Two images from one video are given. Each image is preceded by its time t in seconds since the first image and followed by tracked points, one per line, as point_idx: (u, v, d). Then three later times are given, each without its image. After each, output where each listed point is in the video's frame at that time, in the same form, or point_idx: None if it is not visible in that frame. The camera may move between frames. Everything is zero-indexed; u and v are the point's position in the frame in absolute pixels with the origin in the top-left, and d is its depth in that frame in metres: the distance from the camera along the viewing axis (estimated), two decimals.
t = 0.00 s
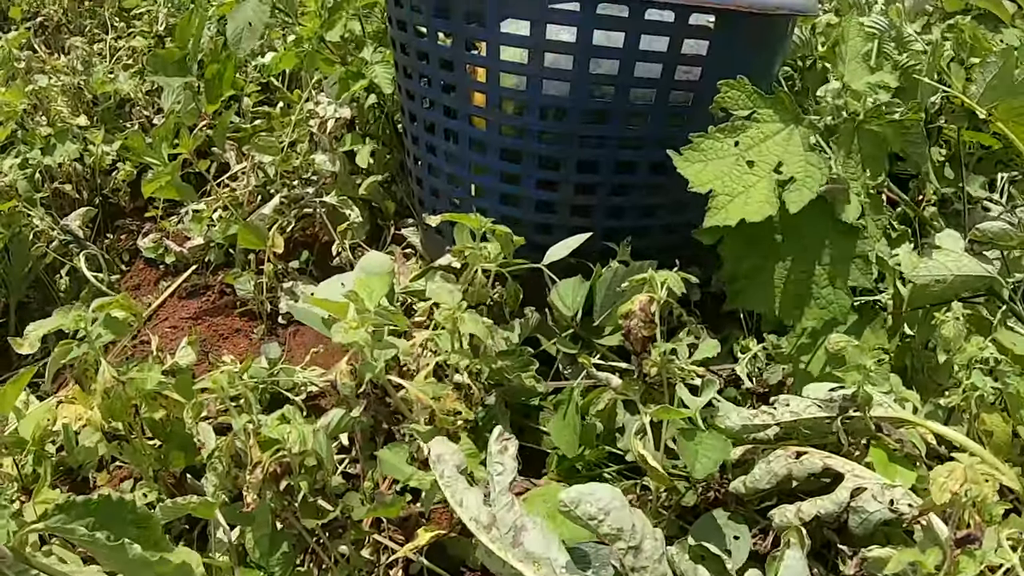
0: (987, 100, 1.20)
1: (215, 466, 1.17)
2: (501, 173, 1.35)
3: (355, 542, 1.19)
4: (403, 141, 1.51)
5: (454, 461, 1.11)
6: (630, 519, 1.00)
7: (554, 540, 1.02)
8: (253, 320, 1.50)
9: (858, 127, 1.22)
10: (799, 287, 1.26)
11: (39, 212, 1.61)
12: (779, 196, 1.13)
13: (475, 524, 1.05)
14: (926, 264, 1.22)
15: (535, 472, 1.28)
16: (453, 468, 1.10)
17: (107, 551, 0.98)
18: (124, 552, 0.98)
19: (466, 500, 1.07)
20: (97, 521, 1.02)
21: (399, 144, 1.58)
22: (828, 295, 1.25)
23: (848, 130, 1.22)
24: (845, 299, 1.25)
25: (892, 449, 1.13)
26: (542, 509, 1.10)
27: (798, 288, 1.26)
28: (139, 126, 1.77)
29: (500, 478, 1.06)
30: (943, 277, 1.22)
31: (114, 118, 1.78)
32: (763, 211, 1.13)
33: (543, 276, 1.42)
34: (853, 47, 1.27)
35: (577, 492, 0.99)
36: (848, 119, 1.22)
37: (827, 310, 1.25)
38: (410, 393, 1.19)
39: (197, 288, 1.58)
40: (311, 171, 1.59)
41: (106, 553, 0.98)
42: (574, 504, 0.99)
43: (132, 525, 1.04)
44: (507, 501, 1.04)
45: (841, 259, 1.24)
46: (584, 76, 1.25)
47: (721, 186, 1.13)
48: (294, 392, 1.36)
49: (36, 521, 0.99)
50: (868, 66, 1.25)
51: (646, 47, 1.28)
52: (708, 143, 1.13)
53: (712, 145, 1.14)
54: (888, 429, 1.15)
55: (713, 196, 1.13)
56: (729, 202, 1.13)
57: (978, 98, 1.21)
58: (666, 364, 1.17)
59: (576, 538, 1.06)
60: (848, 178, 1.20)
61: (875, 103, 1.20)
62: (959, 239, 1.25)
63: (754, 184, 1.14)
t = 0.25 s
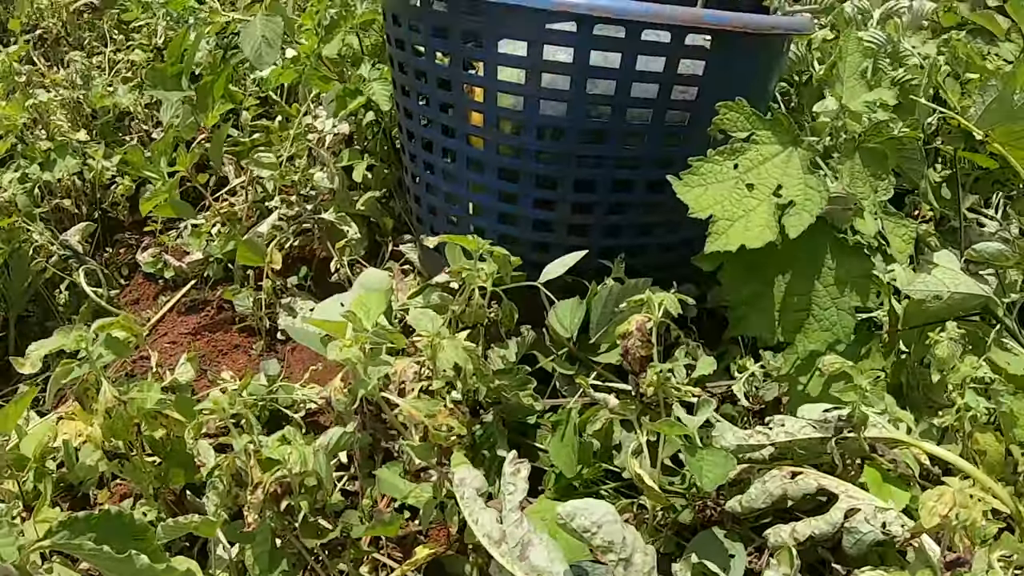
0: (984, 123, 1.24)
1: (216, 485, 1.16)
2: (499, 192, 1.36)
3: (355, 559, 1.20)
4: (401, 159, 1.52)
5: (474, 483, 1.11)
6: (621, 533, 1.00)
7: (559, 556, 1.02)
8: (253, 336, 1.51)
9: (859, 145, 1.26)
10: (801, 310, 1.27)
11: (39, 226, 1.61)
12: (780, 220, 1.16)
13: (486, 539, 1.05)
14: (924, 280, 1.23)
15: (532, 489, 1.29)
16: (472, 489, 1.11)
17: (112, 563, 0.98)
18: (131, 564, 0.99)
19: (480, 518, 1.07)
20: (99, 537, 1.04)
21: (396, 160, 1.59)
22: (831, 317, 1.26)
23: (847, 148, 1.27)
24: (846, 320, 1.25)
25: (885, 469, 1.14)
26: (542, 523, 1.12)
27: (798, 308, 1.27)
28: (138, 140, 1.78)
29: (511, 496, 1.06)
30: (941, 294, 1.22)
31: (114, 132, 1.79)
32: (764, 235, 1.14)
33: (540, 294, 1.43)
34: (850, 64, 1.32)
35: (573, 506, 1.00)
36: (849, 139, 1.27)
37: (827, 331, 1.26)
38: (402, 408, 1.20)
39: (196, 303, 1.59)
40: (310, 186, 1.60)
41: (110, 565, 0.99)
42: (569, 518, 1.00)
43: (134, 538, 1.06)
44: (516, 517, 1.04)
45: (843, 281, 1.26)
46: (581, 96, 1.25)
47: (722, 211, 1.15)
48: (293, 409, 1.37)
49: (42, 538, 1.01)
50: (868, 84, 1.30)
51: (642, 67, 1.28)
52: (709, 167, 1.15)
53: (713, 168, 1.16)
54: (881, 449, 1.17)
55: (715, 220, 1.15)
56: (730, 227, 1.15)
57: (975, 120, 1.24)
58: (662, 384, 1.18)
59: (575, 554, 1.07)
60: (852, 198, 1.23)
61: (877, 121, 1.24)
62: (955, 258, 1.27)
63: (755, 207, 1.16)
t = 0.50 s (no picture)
0: (975, 149, 1.25)
1: (217, 508, 1.17)
2: (496, 214, 1.36)
3: None
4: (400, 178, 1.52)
5: (444, 525, 1.13)
6: None
7: None
8: (251, 354, 1.51)
9: (848, 174, 1.28)
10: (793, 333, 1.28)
11: (37, 244, 1.62)
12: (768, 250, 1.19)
13: None
14: (917, 304, 1.24)
15: (529, 509, 1.30)
16: (442, 532, 1.12)
17: None
18: None
19: (455, 564, 1.09)
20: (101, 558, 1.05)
21: (394, 179, 1.60)
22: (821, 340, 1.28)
23: (836, 177, 1.29)
24: (838, 344, 1.27)
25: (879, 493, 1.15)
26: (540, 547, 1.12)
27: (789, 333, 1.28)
28: (137, 156, 1.78)
29: (487, 543, 1.10)
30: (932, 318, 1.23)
31: (112, 149, 1.79)
32: (753, 265, 1.18)
33: (537, 314, 1.43)
34: (842, 91, 1.33)
35: (561, 558, 1.04)
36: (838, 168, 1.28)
37: (820, 354, 1.27)
38: (404, 428, 1.22)
39: (195, 320, 1.59)
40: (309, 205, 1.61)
41: None
42: (557, 569, 1.04)
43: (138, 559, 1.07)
44: (495, 564, 1.08)
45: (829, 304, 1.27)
46: (577, 119, 1.26)
47: (715, 241, 1.18)
48: (291, 429, 1.38)
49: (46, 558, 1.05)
50: (859, 111, 1.31)
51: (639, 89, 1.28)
52: (703, 198, 1.18)
53: (708, 199, 1.19)
54: (875, 473, 1.18)
55: (709, 251, 1.18)
56: (723, 257, 1.18)
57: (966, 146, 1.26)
58: (659, 408, 1.19)
59: None
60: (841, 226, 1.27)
61: (863, 151, 1.24)
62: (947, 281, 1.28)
63: (745, 237, 1.19)
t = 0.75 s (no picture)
0: (967, 170, 1.27)
1: (212, 527, 1.19)
2: (492, 231, 1.37)
3: None
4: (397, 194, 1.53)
5: (431, 549, 1.15)
6: None
7: None
8: (247, 369, 1.52)
9: (843, 202, 1.24)
10: (796, 351, 1.23)
11: (35, 257, 1.62)
12: (772, 273, 1.21)
13: None
14: (912, 323, 1.27)
15: (524, 526, 1.30)
16: (430, 555, 1.15)
17: None
18: None
19: None
20: None
21: (390, 194, 1.60)
22: (827, 361, 1.22)
23: (832, 204, 1.25)
24: (843, 365, 1.21)
25: (872, 511, 1.15)
26: (534, 568, 1.12)
27: (792, 353, 1.23)
28: (134, 169, 1.79)
29: (478, 568, 1.12)
30: (929, 335, 1.26)
31: (109, 162, 1.80)
32: (755, 288, 1.20)
33: (533, 331, 1.44)
34: (834, 112, 1.27)
35: None
36: (831, 193, 1.25)
37: (826, 378, 1.21)
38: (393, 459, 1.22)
39: (192, 334, 1.60)
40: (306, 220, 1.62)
41: None
42: None
43: None
44: None
45: (833, 324, 1.22)
46: (573, 137, 1.26)
47: (712, 267, 1.21)
48: (287, 444, 1.38)
49: None
50: (853, 132, 1.27)
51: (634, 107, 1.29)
52: (695, 224, 1.22)
53: (700, 225, 1.22)
54: (868, 492, 1.19)
55: (705, 275, 1.21)
56: (721, 282, 1.21)
57: (961, 167, 1.27)
58: (653, 427, 1.19)
59: None
60: (835, 252, 1.22)
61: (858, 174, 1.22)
62: (942, 300, 1.31)
63: (743, 262, 1.22)
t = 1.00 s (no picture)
0: (963, 194, 1.28)
1: (212, 551, 1.21)
2: (490, 253, 1.37)
3: None
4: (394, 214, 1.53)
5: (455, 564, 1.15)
6: None
7: None
8: (245, 387, 1.52)
9: (840, 227, 1.24)
10: (785, 376, 1.23)
11: (33, 275, 1.62)
12: (764, 295, 1.20)
13: None
14: (907, 345, 1.28)
15: (521, 546, 1.30)
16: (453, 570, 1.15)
17: None
18: None
19: None
20: None
21: (388, 213, 1.61)
22: (813, 385, 1.22)
23: (827, 229, 1.25)
24: (829, 390, 1.21)
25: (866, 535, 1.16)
26: None
27: (782, 377, 1.23)
28: (132, 186, 1.79)
29: None
30: (922, 358, 1.27)
31: (108, 178, 1.80)
32: (747, 308, 1.19)
33: (529, 352, 1.45)
34: (833, 137, 1.28)
35: None
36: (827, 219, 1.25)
37: (810, 403, 1.22)
38: (390, 492, 1.23)
39: (190, 351, 1.60)
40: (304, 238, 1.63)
41: None
42: None
43: None
44: None
45: (823, 349, 1.22)
46: (571, 160, 1.27)
47: (705, 285, 1.20)
48: (286, 464, 1.38)
49: None
50: (849, 157, 1.27)
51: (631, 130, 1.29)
52: (691, 241, 1.21)
53: (695, 242, 1.21)
54: (862, 516, 1.19)
55: (698, 292, 1.20)
56: (713, 300, 1.20)
57: (957, 192, 1.28)
58: (649, 450, 1.21)
59: None
60: (828, 276, 1.22)
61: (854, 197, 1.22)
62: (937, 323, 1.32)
63: (737, 282, 1.21)
